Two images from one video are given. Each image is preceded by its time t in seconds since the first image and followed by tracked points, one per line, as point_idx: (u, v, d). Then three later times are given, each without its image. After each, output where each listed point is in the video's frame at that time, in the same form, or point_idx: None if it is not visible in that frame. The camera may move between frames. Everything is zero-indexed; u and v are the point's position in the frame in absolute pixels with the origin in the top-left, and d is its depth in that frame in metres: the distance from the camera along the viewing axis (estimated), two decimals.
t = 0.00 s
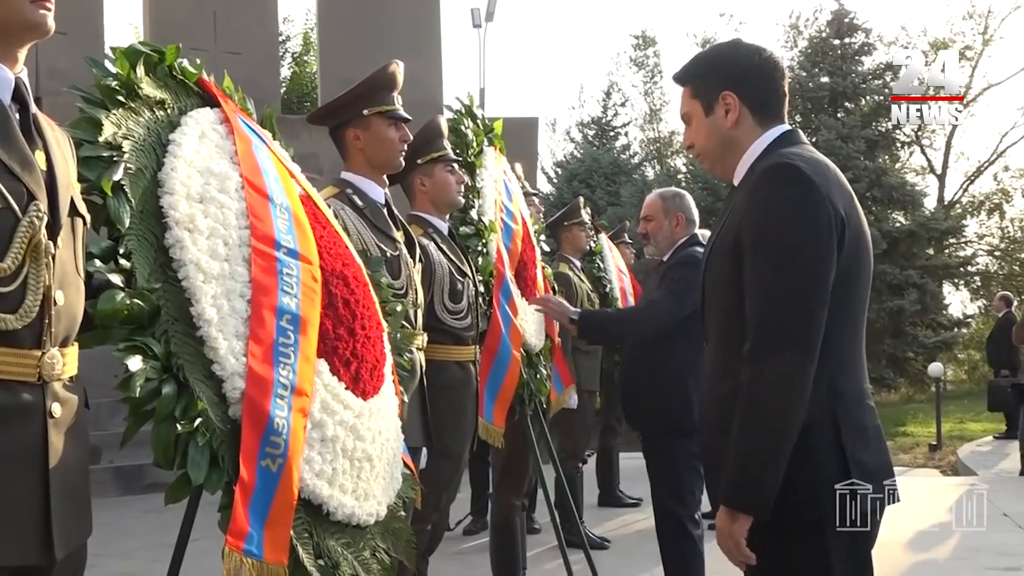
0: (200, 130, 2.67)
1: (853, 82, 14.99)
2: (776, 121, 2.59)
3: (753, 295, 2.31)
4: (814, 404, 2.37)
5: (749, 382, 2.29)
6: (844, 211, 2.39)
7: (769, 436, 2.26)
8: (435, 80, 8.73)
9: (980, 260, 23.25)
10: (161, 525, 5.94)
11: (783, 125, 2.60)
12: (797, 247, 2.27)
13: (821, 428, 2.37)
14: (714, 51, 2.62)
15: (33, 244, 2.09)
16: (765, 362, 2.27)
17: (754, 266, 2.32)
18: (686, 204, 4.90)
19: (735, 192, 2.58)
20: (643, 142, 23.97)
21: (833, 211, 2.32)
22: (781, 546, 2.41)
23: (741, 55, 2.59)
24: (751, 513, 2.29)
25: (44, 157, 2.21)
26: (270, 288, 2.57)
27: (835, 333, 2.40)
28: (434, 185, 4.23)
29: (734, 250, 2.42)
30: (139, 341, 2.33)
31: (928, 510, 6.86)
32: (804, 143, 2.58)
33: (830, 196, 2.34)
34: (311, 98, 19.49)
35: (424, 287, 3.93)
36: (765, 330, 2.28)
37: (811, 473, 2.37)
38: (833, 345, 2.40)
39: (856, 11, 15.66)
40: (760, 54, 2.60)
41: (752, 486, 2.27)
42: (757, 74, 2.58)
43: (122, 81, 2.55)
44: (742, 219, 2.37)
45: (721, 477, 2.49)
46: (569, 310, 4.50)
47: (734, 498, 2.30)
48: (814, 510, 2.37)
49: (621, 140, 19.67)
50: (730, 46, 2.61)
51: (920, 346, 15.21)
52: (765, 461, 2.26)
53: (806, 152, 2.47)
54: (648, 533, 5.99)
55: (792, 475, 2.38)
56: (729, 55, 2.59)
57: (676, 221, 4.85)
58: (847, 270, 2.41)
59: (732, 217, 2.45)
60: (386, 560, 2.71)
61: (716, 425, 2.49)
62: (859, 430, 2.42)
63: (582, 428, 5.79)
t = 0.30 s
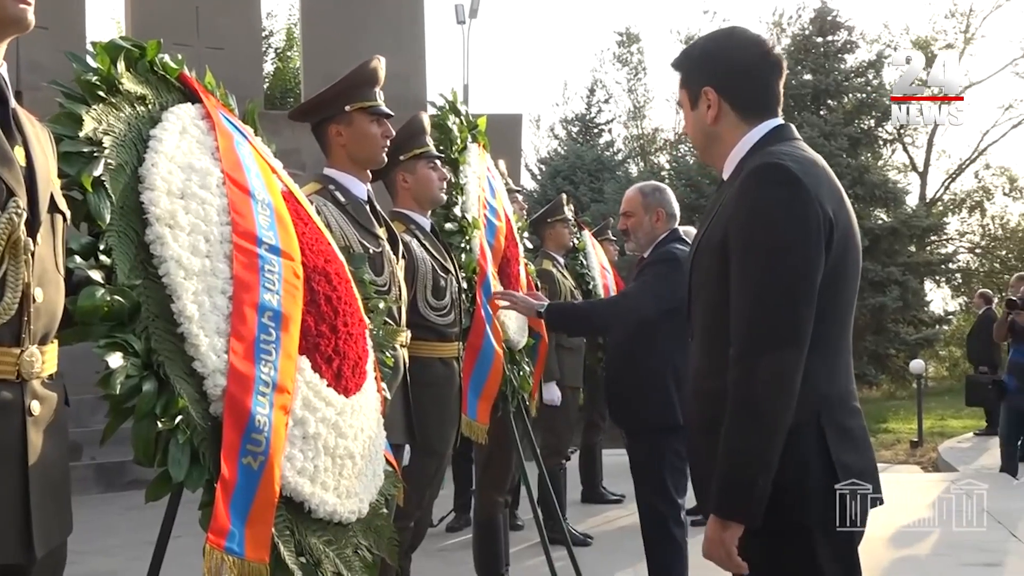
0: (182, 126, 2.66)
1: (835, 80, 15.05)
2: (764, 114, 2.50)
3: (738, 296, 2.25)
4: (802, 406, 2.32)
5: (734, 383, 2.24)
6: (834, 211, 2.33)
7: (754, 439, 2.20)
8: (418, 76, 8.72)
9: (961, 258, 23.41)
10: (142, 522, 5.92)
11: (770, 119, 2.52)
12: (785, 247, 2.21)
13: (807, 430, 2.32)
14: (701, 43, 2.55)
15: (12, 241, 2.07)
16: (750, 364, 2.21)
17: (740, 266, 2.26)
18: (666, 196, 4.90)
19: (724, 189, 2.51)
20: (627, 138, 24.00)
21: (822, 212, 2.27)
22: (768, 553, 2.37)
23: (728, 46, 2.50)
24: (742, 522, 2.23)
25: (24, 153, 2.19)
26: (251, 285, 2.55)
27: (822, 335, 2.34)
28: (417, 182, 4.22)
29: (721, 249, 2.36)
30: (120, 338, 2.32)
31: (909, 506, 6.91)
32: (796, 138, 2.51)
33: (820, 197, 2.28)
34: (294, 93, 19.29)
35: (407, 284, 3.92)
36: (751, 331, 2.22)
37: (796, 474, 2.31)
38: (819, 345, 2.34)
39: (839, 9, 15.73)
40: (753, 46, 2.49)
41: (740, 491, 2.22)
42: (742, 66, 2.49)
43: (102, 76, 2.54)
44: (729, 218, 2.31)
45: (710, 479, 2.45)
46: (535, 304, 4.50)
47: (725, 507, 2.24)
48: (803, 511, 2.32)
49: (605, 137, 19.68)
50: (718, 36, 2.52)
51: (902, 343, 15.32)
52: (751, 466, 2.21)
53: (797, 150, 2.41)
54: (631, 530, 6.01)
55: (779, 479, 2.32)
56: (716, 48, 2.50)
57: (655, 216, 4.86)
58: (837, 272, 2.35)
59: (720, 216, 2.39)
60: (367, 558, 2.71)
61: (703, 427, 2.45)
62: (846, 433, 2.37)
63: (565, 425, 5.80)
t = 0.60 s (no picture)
0: (169, 124, 2.65)
1: (823, 79, 15.09)
2: (758, 111, 2.50)
3: (729, 294, 2.25)
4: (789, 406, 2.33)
5: (722, 379, 2.24)
6: (825, 212, 2.33)
7: (742, 436, 2.21)
8: (407, 74, 8.71)
9: (948, 256, 23.51)
10: (128, 520, 5.91)
11: (764, 118, 2.51)
12: (777, 247, 2.21)
13: (794, 430, 2.33)
14: (698, 37, 2.53)
15: None
16: (739, 361, 2.22)
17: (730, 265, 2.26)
18: (649, 194, 4.92)
19: (715, 187, 2.51)
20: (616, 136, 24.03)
21: (813, 213, 2.27)
22: (757, 554, 2.37)
23: (725, 41, 2.48)
24: (729, 522, 2.24)
25: (9, 151, 2.18)
26: (239, 284, 2.55)
27: (809, 336, 2.35)
28: (405, 180, 4.22)
29: (711, 248, 2.37)
30: (107, 337, 2.31)
31: (896, 505, 6.94)
32: (790, 137, 2.50)
33: (811, 197, 2.28)
34: (283, 90, 19.21)
35: (395, 282, 3.92)
36: (741, 329, 2.22)
37: (783, 474, 2.32)
38: (806, 345, 2.35)
39: (827, 8, 15.76)
40: (750, 43, 2.47)
41: (729, 493, 2.23)
42: (737, 63, 2.48)
43: (89, 74, 2.53)
44: (721, 216, 2.31)
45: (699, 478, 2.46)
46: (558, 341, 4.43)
47: (714, 508, 2.24)
48: (791, 512, 2.33)
49: (594, 135, 19.69)
50: (715, 30, 2.51)
51: (889, 342, 15.39)
52: (738, 464, 2.21)
53: (789, 149, 2.41)
54: (620, 528, 6.02)
55: (769, 480, 2.32)
56: (712, 44, 2.49)
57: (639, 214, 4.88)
58: (827, 273, 2.36)
59: (711, 214, 2.39)
60: (355, 556, 2.71)
61: (690, 424, 2.46)
62: (829, 434, 2.38)
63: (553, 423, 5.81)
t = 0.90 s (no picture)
0: (163, 123, 2.65)
1: (817, 79, 15.12)
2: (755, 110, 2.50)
3: (724, 293, 2.25)
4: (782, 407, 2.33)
5: (716, 379, 2.25)
6: (821, 213, 2.34)
7: (735, 437, 2.22)
8: (402, 73, 8.70)
9: (942, 257, 23.56)
10: (121, 520, 5.90)
11: (761, 116, 2.52)
12: (772, 247, 2.22)
13: (789, 431, 2.33)
14: (694, 36, 2.53)
15: None
16: (733, 362, 2.22)
17: (724, 266, 2.26)
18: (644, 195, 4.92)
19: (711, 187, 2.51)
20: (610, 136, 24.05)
21: (809, 213, 2.27)
22: (749, 554, 2.37)
23: (722, 39, 2.48)
24: (716, 523, 2.25)
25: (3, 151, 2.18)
26: (232, 283, 2.55)
27: (802, 337, 2.36)
28: (399, 180, 4.22)
29: (707, 248, 2.37)
30: (99, 337, 2.31)
31: (888, 505, 6.96)
32: (786, 136, 2.50)
33: (806, 198, 2.28)
34: (278, 89, 19.17)
35: (389, 282, 3.92)
36: (735, 329, 2.23)
37: (776, 474, 2.32)
38: (800, 347, 2.36)
39: (821, 8, 15.78)
40: (746, 42, 2.48)
41: (719, 493, 2.23)
42: (734, 61, 2.47)
43: (83, 73, 2.53)
44: (716, 216, 2.31)
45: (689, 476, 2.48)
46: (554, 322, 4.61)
47: (701, 508, 2.25)
48: (783, 512, 2.33)
49: (588, 135, 19.71)
50: (710, 29, 2.50)
51: (882, 342, 15.42)
52: (730, 466, 2.22)
53: (786, 149, 2.41)
54: (613, 528, 6.03)
55: (761, 479, 2.33)
56: (709, 42, 2.48)
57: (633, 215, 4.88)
58: (822, 274, 2.36)
59: (706, 214, 2.39)
60: (347, 556, 2.71)
61: (683, 423, 2.46)
62: (822, 433, 2.38)
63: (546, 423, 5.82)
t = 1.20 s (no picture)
0: (159, 125, 2.65)
1: (812, 80, 15.15)
2: (757, 108, 2.50)
3: (722, 294, 2.26)
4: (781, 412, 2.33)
5: (714, 380, 2.26)
6: (821, 216, 2.34)
7: (733, 439, 2.22)
8: (399, 74, 8.72)
9: (937, 257, 23.62)
10: (118, 520, 5.91)
11: (764, 116, 2.52)
12: (770, 248, 2.22)
13: (788, 435, 2.33)
14: (696, 36, 2.54)
15: None
16: (731, 363, 2.23)
17: (722, 267, 2.27)
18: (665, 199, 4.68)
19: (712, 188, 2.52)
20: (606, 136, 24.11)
21: (807, 215, 2.27)
22: (750, 560, 2.38)
23: (720, 40, 2.48)
24: (717, 532, 2.25)
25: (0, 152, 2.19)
26: (228, 285, 2.55)
27: (802, 338, 2.35)
28: (396, 181, 4.23)
29: (706, 250, 2.37)
30: (97, 338, 2.32)
31: (885, 506, 6.97)
32: (790, 136, 2.50)
33: (805, 200, 2.28)
34: (274, 89, 19.21)
35: (386, 283, 3.93)
36: (733, 329, 2.23)
37: (776, 475, 2.33)
38: (799, 349, 2.35)
39: (817, 9, 15.82)
40: (745, 39, 2.47)
41: (717, 497, 2.24)
42: (732, 60, 2.48)
43: (80, 75, 2.53)
44: (714, 218, 2.32)
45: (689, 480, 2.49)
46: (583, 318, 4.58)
47: (701, 513, 2.26)
48: (780, 512, 2.34)
49: (584, 135, 19.74)
50: (709, 29, 2.51)
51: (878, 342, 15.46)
52: (727, 468, 2.23)
53: (786, 150, 2.41)
54: (607, 529, 6.06)
55: (760, 478, 2.34)
56: (707, 43, 2.49)
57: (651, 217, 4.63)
58: (824, 276, 2.35)
59: (706, 216, 2.40)
60: (345, 557, 2.71)
61: (684, 424, 2.47)
62: (825, 439, 2.37)
63: (543, 424, 5.84)
